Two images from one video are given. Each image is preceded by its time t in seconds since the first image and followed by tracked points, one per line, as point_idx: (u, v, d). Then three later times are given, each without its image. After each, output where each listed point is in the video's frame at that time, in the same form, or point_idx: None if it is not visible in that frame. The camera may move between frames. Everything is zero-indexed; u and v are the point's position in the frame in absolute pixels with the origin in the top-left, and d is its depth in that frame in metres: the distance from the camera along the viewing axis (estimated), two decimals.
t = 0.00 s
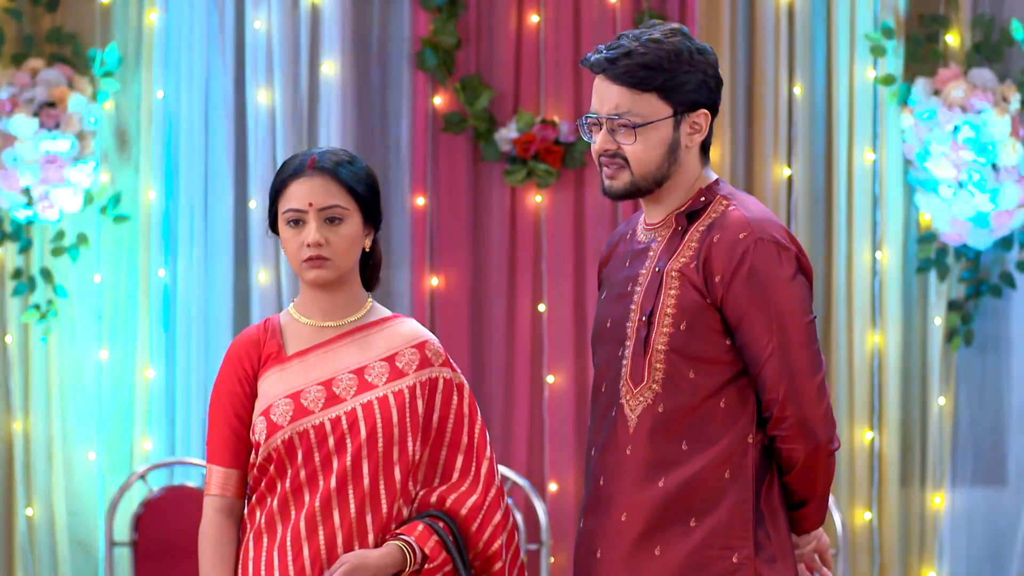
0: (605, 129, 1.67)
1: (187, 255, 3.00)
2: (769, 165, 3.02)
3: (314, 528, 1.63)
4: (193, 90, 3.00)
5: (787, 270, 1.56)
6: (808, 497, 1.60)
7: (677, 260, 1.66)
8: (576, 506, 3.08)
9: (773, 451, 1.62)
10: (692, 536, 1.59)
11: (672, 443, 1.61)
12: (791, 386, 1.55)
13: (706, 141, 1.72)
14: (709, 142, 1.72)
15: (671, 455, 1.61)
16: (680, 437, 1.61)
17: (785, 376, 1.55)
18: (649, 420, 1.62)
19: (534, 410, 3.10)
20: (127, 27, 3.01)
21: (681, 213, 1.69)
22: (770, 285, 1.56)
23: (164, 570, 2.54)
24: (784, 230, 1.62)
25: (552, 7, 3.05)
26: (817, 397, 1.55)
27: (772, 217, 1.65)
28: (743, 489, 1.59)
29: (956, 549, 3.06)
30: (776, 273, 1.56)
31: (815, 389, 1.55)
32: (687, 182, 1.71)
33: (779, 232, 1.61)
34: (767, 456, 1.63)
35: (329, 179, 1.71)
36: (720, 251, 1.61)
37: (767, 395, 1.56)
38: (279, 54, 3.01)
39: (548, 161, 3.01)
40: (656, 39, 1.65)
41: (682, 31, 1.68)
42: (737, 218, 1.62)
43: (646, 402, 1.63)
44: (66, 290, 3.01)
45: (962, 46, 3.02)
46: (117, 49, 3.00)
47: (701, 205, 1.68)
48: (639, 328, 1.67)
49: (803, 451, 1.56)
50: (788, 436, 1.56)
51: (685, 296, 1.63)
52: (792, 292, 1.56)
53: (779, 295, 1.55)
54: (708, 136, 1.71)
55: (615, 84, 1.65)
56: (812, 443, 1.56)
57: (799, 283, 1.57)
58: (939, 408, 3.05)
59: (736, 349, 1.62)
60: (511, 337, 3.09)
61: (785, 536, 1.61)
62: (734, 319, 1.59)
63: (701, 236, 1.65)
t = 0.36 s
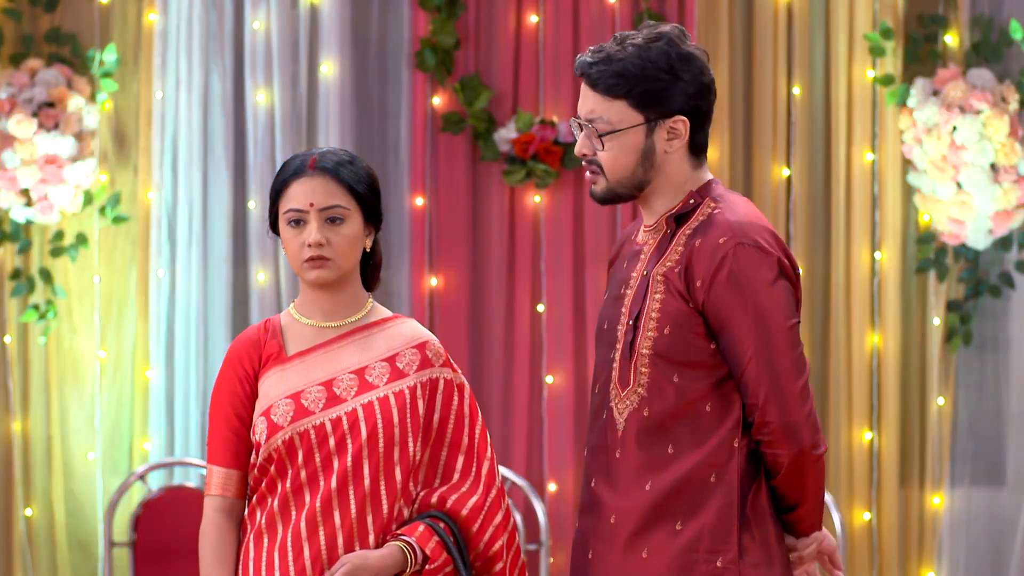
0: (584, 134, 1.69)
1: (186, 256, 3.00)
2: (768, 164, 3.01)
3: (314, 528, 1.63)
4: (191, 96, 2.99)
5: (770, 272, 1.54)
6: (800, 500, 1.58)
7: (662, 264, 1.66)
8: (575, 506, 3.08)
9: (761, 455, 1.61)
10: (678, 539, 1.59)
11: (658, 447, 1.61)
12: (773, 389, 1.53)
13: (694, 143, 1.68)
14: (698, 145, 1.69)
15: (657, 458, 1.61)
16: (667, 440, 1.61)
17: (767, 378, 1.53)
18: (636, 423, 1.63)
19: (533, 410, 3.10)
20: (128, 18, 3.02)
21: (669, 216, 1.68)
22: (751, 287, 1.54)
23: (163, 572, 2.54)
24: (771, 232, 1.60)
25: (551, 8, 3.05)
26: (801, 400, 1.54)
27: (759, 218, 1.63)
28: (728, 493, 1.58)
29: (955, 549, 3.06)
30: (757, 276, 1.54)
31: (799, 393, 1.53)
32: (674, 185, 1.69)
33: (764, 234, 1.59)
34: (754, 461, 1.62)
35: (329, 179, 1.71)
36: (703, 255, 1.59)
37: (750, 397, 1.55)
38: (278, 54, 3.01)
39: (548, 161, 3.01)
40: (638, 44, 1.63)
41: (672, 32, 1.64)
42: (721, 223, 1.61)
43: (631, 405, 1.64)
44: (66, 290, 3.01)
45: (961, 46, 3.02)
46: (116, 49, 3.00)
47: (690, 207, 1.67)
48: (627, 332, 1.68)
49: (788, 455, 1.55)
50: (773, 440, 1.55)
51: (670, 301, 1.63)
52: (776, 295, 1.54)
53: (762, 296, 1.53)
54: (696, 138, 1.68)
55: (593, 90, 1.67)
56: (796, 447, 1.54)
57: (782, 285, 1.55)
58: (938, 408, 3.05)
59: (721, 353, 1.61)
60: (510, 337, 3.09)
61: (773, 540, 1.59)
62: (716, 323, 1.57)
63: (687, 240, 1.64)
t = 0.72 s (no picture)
0: (584, 139, 1.70)
1: (188, 258, 3.00)
2: (770, 164, 3.02)
3: (320, 528, 1.63)
4: (193, 93, 3.01)
5: (743, 272, 1.52)
6: (793, 500, 1.55)
7: (648, 266, 1.66)
8: (577, 506, 3.08)
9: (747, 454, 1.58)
10: (667, 540, 1.58)
11: (647, 448, 1.62)
12: (751, 389, 1.51)
13: (692, 142, 1.68)
14: (696, 143, 1.69)
15: (645, 459, 1.62)
16: (655, 442, 1.61)
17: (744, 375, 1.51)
18: (626, 425, 1.64)
19: (535, 410, 3.10)
20: (129, 21, 3.01)
21: (658, 218, 1.68)
22: (726, 285, 1.52)
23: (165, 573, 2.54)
24: (752, 230, 1.58)
25: (553, 7, 3.05)
26: (782, 399, 1.51)
27: (745, 219, 1.61)
28: (714, 495, 1.56)
29: (957, 549, 3.05)
30: (731, 274, 1.52)
31: (780, 391, 1.50)
32: (668, 185, 1.69)
33: (742, 234, 1.56)
34: (742, 463, 1.60)
35: (341, 177, 1.72)
36: (682, 258, 1.59)
37: (729, 397, 1.53)
38: (280, 55, 3.01)
39: (550, 161, 3.01)
40: (631, 46, 1.63)
41: (663, 32, 1.64)
42: (703, 224, 1.59)
43: (621, 408, 1.65)
44: (67, 290, 3.02)
45: (963, 46, 3.01)
46: (117, 49, 3.00)
47: (678, 208, 1.66)
48: (618, 334, 1.70)
49: (773, 456, 1.51)
50: (756, 441, 1.52)
51: (653, 305, 1.63)
52: (756, 294, 1.52)
53: (738, 294, 1.51)
54: (694, 137, 1.68)
55: (588, 95, 1.66)
56: (780, 447, 1.51)
57: (759, 285, 1.52)
58: (940, 408, 3.05)
59: (704, 355, 1.60)
60: (512, 337, 3.09)
61: (762, 540, 1.58)
62: (697, 323, 1.56)
63: (669, 243, 1.63)
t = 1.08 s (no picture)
0: (591, 140, 1.69)
1: (190, 256, 3.02)
2: (772, 164, 3.01)
3: (329, 528, 1.64)
4: (195, 93, 3.02)
5: (745, 272, 1.51)
6: (795, 502, 1.53)
7: (652, 266, 1.66)
8: (578, 506, 3.08)
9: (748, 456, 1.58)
10: (667, 540, 1.59)
11: (649, 447, 1.62)
12: (751, 389, 1.50)
13: (698, 143, 1.68)
14: (703, 144, 1.68)
15: (647, 459, 1.62)
16: (657, 442, 1.62)
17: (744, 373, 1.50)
18: (630, 425, 1.64)
19: (536, 410, 3.10)
20: (130, 22, 3.01)
21: (665, 219, 1.68)
22: (727, 284, 1.52)
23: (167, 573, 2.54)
24: (755, 231, 1.57)
25: (554, 7, 3.05)
26: (781, 399, 1.50)
27: (748, 220, 1.60)
28: (714, 495, 1.57)
29: (958, 549, 3.05)
30: (732, 273, 1.52)
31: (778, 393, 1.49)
32: (675, 186, 1.68)
33: (745, 234, 1.56)
34: (744, 464, 1.59)
35: (372, 174, 1.75)
36: (684, 258, 1.59)
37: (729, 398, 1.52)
38: (281, 55, 3.01)
39: (551, 161, 3.00)
40: (638, 48, 1.63)
41: (669, 34, 1.64)
42: (704, 225, 1.59)
43: (624, 407, 1.66)
44: (69, 290, 3.02)
45: (965, 46, 3.01)
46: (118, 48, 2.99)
47: (684, 209, 1.66)
48: (623, 333, 1.71)
49: (772, 457, 1.51)
50: (756, 442, 1.51)
51: (656, 305, 1.63)
52: (757, 295, 1.51)
53: (740, 294, 1.51)
54: (701, 139, 1.67)
55: (594, 96, 1.66)
56: (778, 449, 1.50)
57: (761, 286, 1.51)
58: (942, 408, 3.05)
59: (707, 356, 1.60)
60: (513, 337, 3.09)
61: (762, 543, 1.57)
62: (698, 322, 1.56)
63: (672, 244, 1.64)
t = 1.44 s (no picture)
0: (611, 155, 1.67)
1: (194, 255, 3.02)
2: (776, 164, 3.02)
3: (342, 528, 1.65)
4: (198, 95, 3.01)
5: (774, 272, 1.53)
6: (807, 502, 1.55)
7: (673, 263, 1.66)
8: (583, 506, 3.09)
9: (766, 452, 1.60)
10: (680, 537, 1.60)
11: (664, 444, 1.63)
12: (777, 388, 1.51)
13: (716, 139, 1.69)
14: (719, 140, 1.69)
15: (662, 455, 1.63)
16: (672, 438, 1.62)
17: (770, 365, 1.51)
18: (645, 422, 1.64)
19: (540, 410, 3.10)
20: (133, 20, 3.03)
21: (685, 216, 1.68)
22: (754, 282, 1.53)
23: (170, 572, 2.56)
24: (782, 232, 1.59)
25: (559, 7, 3.05)
26: (805, 398, 1.51)
27: (772, 219, 1.61)
28: (730, 492, 1.58)
29: (963, 549, 3.05)
30: (761, 272, 1.53)
31: (801, 391, 1.51)
32: (697, 187, 1.69)
33: (773, 234, 1.57)
34: (760, 462, 1.61)
35: (393, 176, 1.78)
36: (711, 254, 1.59)
37: (753, 396, 1.54)
38: (285, 55, 3.03)
39: (556, 161, 3.00)
40: (642, 55, 1.62)
41: (668, 35, 1.65)
42: (731, 223, 1.60)
43: (641, 403, 1.65)
44: (72, 291, 3.03)
45: (969, 46, 3.01)
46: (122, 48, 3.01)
47: (707, 207, 1.67)
48: (641, 330, 1.69)
49: (792, 455, 1.52)
50: (777, 440, 1.53)
51: (679, 301, 1.63)
52: (783, 293, 1.52)
53: (767, 291, 1.52)
54: (718, 132, 1.68)
55: (609, 111, 1.65)
56: (799, 448, 1.52)
57: (788, 284, 1.53)
58: (946, 408, 3.04)
59: (728, 352, 1.61)
60: (517, 336, 3.10)
61: (774, 542, 1.59)
62: (721, 321, 1.57)
63: (697, 240, 1.64)
